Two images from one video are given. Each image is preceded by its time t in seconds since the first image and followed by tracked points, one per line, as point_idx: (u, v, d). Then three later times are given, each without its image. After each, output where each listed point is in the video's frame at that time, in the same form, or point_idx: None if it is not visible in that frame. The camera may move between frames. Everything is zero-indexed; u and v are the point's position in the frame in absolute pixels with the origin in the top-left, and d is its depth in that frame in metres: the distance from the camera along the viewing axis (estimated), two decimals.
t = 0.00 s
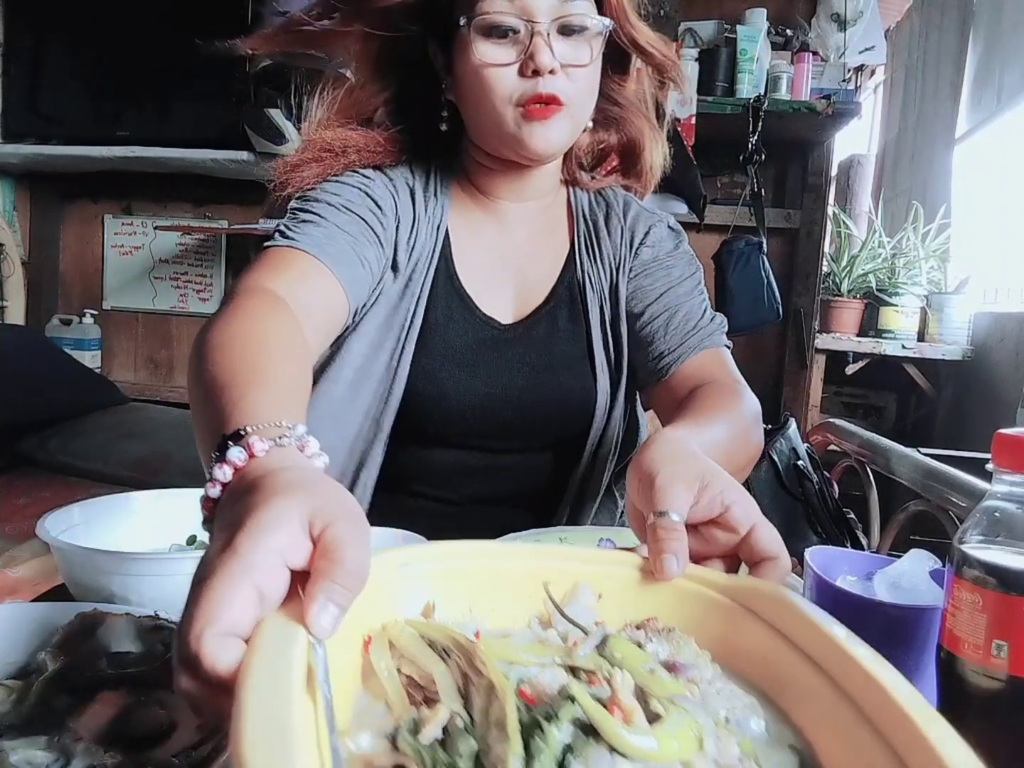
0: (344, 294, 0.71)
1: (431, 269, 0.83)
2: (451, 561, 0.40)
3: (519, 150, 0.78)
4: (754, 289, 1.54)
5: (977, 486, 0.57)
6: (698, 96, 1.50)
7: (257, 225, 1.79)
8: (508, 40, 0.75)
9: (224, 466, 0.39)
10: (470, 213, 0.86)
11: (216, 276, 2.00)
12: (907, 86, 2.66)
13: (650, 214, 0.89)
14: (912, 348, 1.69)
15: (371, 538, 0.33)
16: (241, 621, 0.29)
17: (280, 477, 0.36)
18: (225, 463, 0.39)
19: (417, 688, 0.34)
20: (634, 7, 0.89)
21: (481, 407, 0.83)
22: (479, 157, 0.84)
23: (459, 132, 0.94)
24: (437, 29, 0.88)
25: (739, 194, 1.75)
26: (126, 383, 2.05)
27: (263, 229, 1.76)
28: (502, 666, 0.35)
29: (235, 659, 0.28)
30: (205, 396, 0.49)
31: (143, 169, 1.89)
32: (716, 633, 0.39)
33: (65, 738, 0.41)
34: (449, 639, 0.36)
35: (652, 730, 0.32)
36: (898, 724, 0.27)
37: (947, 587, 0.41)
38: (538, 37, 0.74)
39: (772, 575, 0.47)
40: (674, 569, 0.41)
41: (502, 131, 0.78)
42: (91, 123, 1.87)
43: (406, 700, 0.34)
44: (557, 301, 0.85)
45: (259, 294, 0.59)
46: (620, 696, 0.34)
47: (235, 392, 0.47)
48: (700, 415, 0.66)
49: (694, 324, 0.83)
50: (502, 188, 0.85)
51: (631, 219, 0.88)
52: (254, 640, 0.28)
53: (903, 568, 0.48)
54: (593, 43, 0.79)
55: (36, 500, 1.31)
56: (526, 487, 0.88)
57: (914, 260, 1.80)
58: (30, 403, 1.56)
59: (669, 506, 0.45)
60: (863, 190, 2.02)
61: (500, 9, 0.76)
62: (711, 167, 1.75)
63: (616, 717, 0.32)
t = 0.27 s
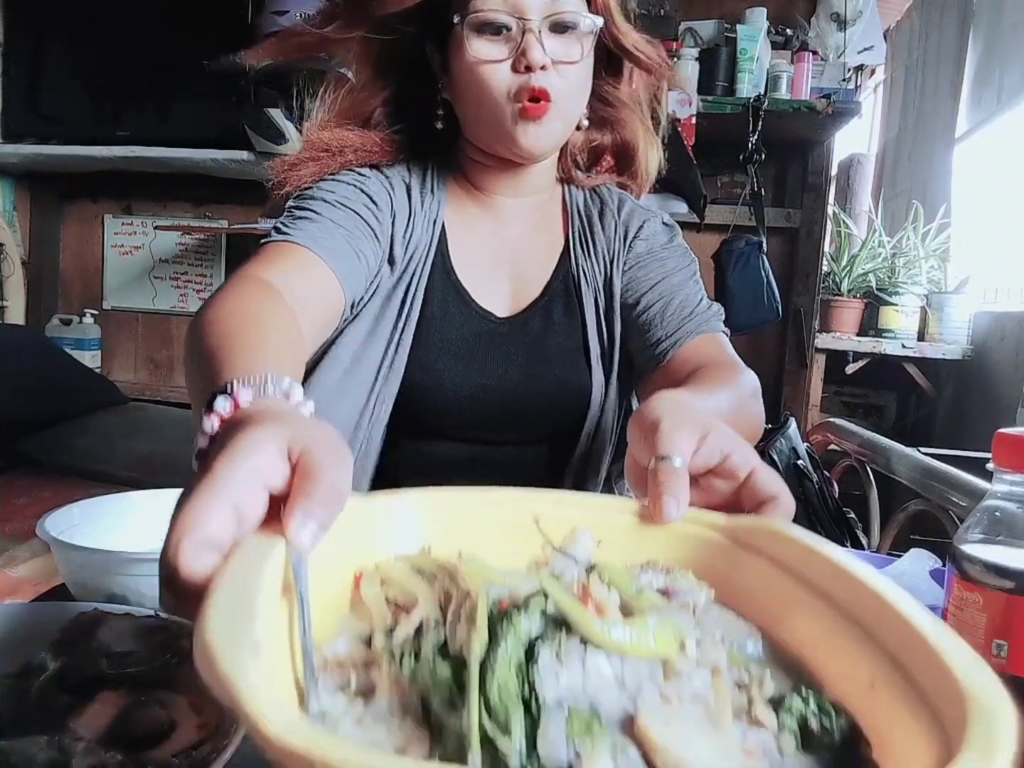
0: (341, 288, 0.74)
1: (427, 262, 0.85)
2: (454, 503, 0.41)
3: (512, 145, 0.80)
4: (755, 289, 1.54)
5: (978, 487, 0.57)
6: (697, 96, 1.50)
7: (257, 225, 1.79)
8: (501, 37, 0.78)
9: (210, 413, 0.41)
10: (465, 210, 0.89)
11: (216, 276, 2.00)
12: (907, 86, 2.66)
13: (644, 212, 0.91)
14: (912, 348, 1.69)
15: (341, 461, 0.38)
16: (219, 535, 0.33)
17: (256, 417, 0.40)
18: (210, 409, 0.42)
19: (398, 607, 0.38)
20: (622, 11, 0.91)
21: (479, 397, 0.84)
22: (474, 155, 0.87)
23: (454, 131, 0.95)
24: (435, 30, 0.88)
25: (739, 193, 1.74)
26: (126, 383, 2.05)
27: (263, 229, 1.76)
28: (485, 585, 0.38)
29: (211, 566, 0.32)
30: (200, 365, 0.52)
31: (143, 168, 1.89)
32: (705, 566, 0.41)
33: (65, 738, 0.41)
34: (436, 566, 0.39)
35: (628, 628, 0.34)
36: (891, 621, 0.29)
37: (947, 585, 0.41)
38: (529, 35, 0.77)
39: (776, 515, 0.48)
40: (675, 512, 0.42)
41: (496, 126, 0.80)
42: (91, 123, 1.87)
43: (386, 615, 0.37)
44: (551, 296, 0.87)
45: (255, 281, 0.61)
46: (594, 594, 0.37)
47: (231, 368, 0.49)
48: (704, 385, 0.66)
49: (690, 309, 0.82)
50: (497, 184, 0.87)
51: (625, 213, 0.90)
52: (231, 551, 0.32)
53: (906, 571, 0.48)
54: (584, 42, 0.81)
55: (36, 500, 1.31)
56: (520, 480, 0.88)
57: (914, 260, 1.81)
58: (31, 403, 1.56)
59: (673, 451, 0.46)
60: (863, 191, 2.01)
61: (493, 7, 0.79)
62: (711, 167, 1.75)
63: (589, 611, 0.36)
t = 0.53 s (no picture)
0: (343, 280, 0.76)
1: (426, 255, 0.87)
2: (458, 439, 0.51)
3: (504, 148, 0.81)
4: (755, 289, 1.54)
5: (978, 486, 0.57)
6: (697, 96, 1.50)
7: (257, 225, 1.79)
8: (492, 45, 0.79)
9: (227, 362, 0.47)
10: (462, 208, 0.91)
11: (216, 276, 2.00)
12: (907, 85, 2.65)
13: (638, 206, 0.92)
14: (912, 348, 1.69)
15: (351, 400, 0.43)
16: (236, 473, 0.38)
17: (270, 363, 0.45)
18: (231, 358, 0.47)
19: (410, 532, 0.45)
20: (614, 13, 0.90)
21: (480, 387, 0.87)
22: (469, 157, 0.89)
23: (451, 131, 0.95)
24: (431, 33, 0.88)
25: (739, 194, 1.75)
26: (125, 383, 2.05)
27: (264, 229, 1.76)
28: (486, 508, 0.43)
29: (229, 501, 0.37)
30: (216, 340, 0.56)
31: (143, 168, 1.89)
32: (705, 483, 0.52)
33: (66, 737, 0.41)
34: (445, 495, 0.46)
35: (625, 543, 0.41)
36: (885, 535, 0.36)
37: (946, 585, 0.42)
38: (519, 43, 0.78)
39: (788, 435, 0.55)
40: (683, 439, 0.52)
41: (487, 133, 0.81)
42: (91, 123, 1.87)
43: (401, 539, 0.44)
44: (548, 288, 0.89)
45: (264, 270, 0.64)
46: (585, 514, 0.44)
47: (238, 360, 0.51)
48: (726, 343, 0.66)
49: (690, 292, 0.82)
50: (491, 184, 0.89)
51: (620, 206, 0.92)
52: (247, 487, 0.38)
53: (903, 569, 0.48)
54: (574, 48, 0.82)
55: (36, 500, 1.30)
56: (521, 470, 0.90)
57: (914, 260, 1.80)
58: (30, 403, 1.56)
59: (682, 380, 0.55)
60: (863, 190, 2.02)
61: (484, 15, 0.80)
62: (711, 167, 1.74)
63: (581, 526, 0.42)
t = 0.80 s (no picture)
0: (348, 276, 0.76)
1: (427, 251, 0.88)
2: (460, 394, 0.53)
3: (505, 147, 0.81)
4: (755, 289, 1.54)
5: (979, 486, 0.57)
6: (697, 96, 1.50)
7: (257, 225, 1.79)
8: (492, 46, 0.79)
9: (241, 318, 0.49)
10: (462, 206, 0.91)
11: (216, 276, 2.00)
12: (908, 85, 2.65)
13: (635, 206, 0.92)
14: (912, 348, 1.69)
15: (358, 358, 0.44)
16: (247, 428, 0.40)
17: (283, 317, 0.47)
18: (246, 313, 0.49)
19: (413, 486, 0.47)
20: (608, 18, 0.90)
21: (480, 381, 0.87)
22: (468, 156, 0.89)
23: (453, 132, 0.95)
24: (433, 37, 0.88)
25: (739, 193, 1.75)
26: (125, 383, 2.05)
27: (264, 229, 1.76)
28: (483, 466, 0.45)
29: (242, 454, 0.40)
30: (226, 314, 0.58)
31: (143, 168, 1.89)
32: (704, 448, 0.52)
33: (65, 737, 0.41)
34: (446, 452, 0.48)
35: (615, 508, 0.43)
36: (858, 504, 0.37)
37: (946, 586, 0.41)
38: (518, 44, 0.78)
39: (784, 403, 0.55)
40: (683, 402, 0.53)
41: (487, 132, 0.82)
42: (91, 123, 1.87)
43: (404, 492, 0.46)
44: (548, 285, 0.89)
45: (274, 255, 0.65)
46: (576, 478, 0.46)
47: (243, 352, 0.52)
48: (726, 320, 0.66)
49: (687, 285, 0.82)
50: (492, 183, 0.89)
51: (616, 203, 0.92)
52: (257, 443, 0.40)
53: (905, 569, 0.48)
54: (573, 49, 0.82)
55: (36, 500, 1.31)
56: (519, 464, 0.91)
57: (915, 260, 1.80)
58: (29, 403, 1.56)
59: (683, 345, 0.56)
60: (863, 190, 2.02)
61: (484, 17, 0.80)
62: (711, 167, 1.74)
63: (573, 492, 0.44)
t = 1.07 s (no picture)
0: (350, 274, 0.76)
1: (426, 249, 0.88)
2: (457, 378, 0.54)
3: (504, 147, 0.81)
4: (754, 289, 1.54)
5: (977, 486, 0.57)
6: (697, 96, 1.50)
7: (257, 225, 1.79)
8: (492, 46, 0.79)
9: (241, 303, 0.50)
10: (461, 205, 0.91)
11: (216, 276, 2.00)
12: (908, 85, 2.65)
13: (634, 205, 0.92)
14: (912, 348, 1.68)
15: (357, 339, 0.45)
16: (245, 406, 0.42)
17: (282, 301, 0.48)
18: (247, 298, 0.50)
19: (411, 464, 0.48)
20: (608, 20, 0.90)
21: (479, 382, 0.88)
22: (469, 157, 0.89)
23: (453, 132, 0.95)
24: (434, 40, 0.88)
25: (739, 194, 1.75)
26: (125, 384, 2.05)
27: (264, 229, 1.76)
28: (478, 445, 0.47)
29: (241, 434, 0.41)
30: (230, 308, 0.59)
31: (143, 168, 1.89)
32: (698, 428, 0.53)
33: (65, 738, 0.41)
34: (443, 431, 0.49)
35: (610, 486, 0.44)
36: (850, 482, 0.37)
37: (947, 587, 0.41)
38: (519, 45, 0.78)
39: (779, 385, 0.55)
40: (678, 385, 0.53)
41: (487, 133, 0.81)
42: (91, 123, 1.86)
43: (401, 471, 0.48)
44: (547, 283, 0.89)
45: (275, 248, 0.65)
46: (568, 455, 0.46)
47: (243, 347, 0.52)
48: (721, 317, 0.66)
49: (685, 282, 0.82)
50: (492, 185, 0.89)
51: (615, 202, 0.92)
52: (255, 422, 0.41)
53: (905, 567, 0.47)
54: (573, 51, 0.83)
55: (35, 500, 1.31)
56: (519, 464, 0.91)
57: (914, 261, 1.78)
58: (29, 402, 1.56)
59: (680, 328, 0.58)
60: (863, 190, 2.02)
61: (485, 17, 0.80)
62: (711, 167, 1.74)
63: (565, 468, 0.45)
